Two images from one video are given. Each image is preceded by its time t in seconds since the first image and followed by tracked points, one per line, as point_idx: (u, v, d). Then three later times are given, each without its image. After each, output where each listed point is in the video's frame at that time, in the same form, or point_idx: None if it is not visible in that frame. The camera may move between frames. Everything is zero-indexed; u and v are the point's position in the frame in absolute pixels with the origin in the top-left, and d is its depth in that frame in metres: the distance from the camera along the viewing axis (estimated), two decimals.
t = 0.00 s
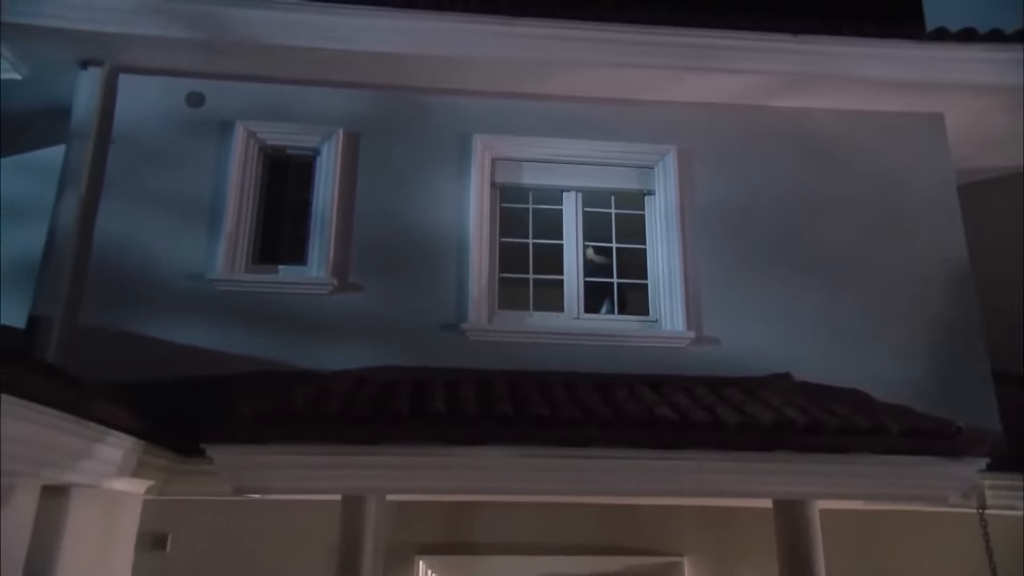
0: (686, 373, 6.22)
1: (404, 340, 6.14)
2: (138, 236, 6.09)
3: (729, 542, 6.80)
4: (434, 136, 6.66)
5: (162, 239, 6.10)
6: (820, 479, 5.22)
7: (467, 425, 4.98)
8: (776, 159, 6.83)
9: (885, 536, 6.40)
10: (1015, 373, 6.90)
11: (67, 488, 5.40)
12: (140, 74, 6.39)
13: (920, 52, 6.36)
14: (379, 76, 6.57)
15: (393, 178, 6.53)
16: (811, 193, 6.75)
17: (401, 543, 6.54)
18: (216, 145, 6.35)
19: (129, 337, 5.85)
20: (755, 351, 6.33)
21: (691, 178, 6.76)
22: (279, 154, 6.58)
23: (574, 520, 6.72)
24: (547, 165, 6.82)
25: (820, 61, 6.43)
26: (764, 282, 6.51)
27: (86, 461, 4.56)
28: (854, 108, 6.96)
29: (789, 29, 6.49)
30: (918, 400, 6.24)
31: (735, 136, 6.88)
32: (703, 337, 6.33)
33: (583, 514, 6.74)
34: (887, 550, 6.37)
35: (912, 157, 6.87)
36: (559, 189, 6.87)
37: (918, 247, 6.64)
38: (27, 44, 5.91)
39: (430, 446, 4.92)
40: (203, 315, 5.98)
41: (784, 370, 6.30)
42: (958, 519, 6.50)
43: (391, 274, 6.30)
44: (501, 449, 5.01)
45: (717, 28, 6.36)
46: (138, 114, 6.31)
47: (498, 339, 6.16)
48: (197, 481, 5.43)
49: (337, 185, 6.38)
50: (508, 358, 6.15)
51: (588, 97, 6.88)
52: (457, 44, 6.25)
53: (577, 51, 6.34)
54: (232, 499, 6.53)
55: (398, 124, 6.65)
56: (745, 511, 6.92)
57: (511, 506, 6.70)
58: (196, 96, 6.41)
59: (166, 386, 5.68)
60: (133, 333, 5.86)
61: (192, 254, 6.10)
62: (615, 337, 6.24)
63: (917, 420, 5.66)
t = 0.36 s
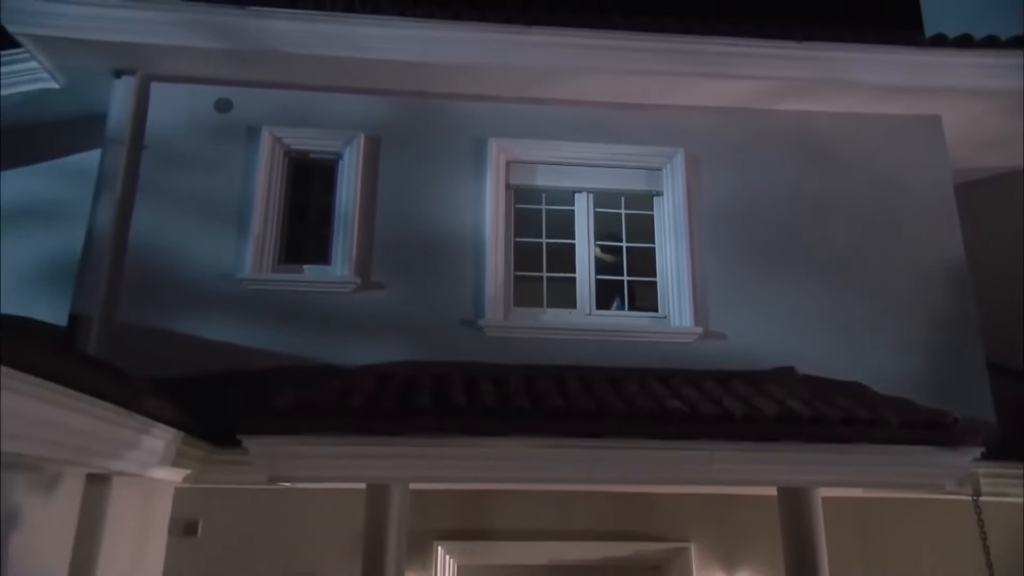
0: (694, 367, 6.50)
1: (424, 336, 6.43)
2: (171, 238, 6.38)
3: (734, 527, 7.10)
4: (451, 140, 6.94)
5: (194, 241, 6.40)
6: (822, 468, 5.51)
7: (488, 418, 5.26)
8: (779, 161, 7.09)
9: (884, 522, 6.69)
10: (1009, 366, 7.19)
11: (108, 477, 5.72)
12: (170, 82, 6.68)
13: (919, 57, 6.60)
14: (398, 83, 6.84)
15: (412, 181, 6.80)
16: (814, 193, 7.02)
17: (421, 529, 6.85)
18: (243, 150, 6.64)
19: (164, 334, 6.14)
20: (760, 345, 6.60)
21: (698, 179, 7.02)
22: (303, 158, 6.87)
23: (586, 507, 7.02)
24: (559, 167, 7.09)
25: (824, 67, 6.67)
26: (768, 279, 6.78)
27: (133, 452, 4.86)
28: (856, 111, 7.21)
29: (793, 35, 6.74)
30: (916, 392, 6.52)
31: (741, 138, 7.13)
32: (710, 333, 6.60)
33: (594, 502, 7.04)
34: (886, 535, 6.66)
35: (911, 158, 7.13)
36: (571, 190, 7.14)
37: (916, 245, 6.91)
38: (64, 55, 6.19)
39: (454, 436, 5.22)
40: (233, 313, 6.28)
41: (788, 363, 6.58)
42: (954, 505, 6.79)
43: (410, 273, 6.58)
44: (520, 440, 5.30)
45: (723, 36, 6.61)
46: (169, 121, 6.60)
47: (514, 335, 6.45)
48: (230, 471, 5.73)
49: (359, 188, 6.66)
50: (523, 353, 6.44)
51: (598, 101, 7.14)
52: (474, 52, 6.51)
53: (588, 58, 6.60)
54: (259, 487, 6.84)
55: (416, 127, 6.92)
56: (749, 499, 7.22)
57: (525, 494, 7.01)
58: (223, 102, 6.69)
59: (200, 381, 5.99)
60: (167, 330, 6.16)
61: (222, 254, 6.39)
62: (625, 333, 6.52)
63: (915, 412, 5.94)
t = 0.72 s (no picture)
0: (697, 362, 6.81)
1: (440, 332, 6.73)
2: (198, 238, 6.69)
3: (734, 514, 7.43)
4: (464, 144, 7.23)
5: (220, 241, 6.70)
6: (819, 457, 5.82)
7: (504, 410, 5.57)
8: (779, 163, 7.38)
9: (878, 509, 7.01)
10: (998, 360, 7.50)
11: (142, 465, 6.03)
12: (195, 89, 6.98)
13: (912, 64, 6.89)
14: (413, 89, 7.14)
15: (426, 183, 7.10)
16: (812, 194, 7.32)
17: (435, 516, 7.17)
18: (266, 154, 6.93)
19: (193, 330, 6.45)
20: (760, 340, 6.91)
21: (701, 181, 7.32)
22: (322, 161, 7.17)
23: (593, 495, 7.34)
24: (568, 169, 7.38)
25: (821, 73, 6.95)
26: (767, 277, 7.08)
27: (171, 442, 5.16)
28: (853, 115, 7.49)
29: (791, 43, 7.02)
30: (909, 384, 6.83)
31: (742, 142, 7.43)
32: (712, 328, 6.91)
33: (601, 491, 7.36)
34: (880, 522, 6.97)
35: (905, 160, 7.42)
36: (579, 192, 7.44)
37: (909, 244, 7.22)
38: (97, 63, 6.49)
39: (472, 427, 5.53)
40: (257, 310, 6.58)
41: (787, 357, 6.89)
42: (945, 493, 7.11)
43: (426, 271, 6.89)
44: (533, 432, 5.60)
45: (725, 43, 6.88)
46: (195, 126, 6.90)
47: (525, 331, 6.75)
48: (258, 460, 6.05)
49: (376, 190, 6.96)
50: (534, 348, 6.75)
51: (605, 106, 7.43)
52: (486, 60, 6.81)
53: (596, 65, 6.89)
54: (281, 477, 7.16)
55: (431, 132, 7.21)
56: (749, 487, 7.53)
57: (535, 482, 7.33)
58: (246, 108, 6.99)
59: (228, 375, 6.30)
60: (196, 327, 6.47)
61: (246, 254, 6.70)
62: (631, 329, 6.83)
63: (908, 404, 6.25)
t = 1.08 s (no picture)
0: (699, 356, 7.14)
1: (453, 329, 7.05)
2: (223, 239, 7.00)
3: (734, 502, 7.78)
4: (475, 148, 7.53)
5: (242, 242, 7.01)
6: (816, 448, 6.13)
7: (516, 403, 5.89)
8: (777, 166, 7.69)
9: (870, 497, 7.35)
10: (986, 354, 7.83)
11: (171, 455, 6.35)
12: (218, 96, 7.28)
13: (903, 72, 7.20)
14: (426, 95, 7.44)
15: (439, 186, 7.40)
16: (808, 196, 7.63)
17: (448, 504, 7.51)
18: (286, 158, 7.24)
19: (218, 327, 6.77)
20: (758, 336, 7.24)
21: (702, 183, 7.63)
22: (339, 164, 7.48)
23: (598, 484, 7.69)
24: (574, 172, 7.69)
25: (816, 80, 7.25)
26: (765, 275, 7.40)
27: (205, 433, 5.46)
28: (848, 120, 7.81)
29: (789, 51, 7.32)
30: (900, 378, 7.16)
31: (741, 146, 7.74)
32: (713, 324, 7.23)
33: (606, 480, 7.70)
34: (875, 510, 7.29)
35: (898, 163, 7.74)
36: (585, 194, 7.75)
37: (901, 244, 7.54)
38: (125, 72, 6.81)
39: (487, 419, 5.85)
40: (279, 308, 6.89)
41: (784, 352, 7.22)
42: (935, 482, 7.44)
43: (439, 270, 7.20)
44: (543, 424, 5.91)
45: (725, 51, 7.17)
46: (218, 132, 7.20)
47: (534, 327, 7.08)
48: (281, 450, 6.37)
49: (391, 193, 7.27)
50: (543, 344, 7.08)
51: (610, 112, 7.73)
52: (497, 68, 7.10)
53: (601, 73, 7.19)
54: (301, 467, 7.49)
55: (443, 137, 7.52)
56: (748, 476, 7.88)
57: (543, 472, 7.67)
58: (266, 114, 7.30)
59: (252, 370, 6.62)
60: (221, 324, 6.78)
61: (268, 254, 7.01)
62: (635, 325, 7.16)
63: (899, 396, 6.58)
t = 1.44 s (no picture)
0: (696, 350, 7.49)
1: (462, 324, 7.38)
2: (241, 238, 7.31)
3: (728, 488, 8.15)
4: (481, 149, 7.83)
5: (260, 241, 7.32)
6: (808, 436, 6.47)
7: (523, 395, 6.21)
8: (771, 168, 8.02)
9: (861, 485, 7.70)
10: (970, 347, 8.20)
11: (193, 444, 6.67)
12: (235, 100, 7.60)
13: (892, 77, 7.52)
14: (435, 99, 7.74)
15: (447, 186, 7.71)
16: (801, 196, 7.96)
17: (457, 491, 7.86)
18: (301, 160, 7.54)
19: (238, 322, 7.09)
20: (752, 331, 7.58)
21: (700, 184, 7.95)
22: (351, 166, 7.79)
23: (600, 471, 8.05)
24: (577, 173, 8.00)
25: (809, 85, 7.56)
26: (760, 272, 7.74)
27: (231, 423, 5.79)
28: (840, 123, 8.13)
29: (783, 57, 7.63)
30: (887, 370, 7.52)
31: (737, 148, 8.05)
32: (710, 319, 7.57)
33: (607, 468, 8.06)
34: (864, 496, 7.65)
35: (887, 164, 8.07)
36: (587, 194, 8.07)
37: (889, 242, 7.88)
38: (147, 78, 7.14)
39: (496, 410, 6.17)
40: (295, 303, 7.21)
41: (777, 346, 7.56)
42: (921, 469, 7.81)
43: (448, 268, 7.51)
44: (549, 414, 6.22)
45: (722, 57, 7.45)
46: (236, 135, 7.51)
47: (539, 322, 7.41)
48: (299, 440, 6.69)
49: (401, 193, 7.57)
50: (547, 338, 7.41)
51: (611, 115, 8.04)
52: (502, 73, 7.40)
53: (603, 78, 7.48)
54: (316, 455, 7.83)
55: (451, 139, 7.82)
56: (743, 464, 8.24)
57: (547, 460, 8.02)
58: (282, 118, 7.61)
59: (271, 363, 6.95)
60: (240, 319, 7.10)
61: (285, 252, 7.32)
62: (636, 320, 7.49)
63: (885, 388, 6.93)
